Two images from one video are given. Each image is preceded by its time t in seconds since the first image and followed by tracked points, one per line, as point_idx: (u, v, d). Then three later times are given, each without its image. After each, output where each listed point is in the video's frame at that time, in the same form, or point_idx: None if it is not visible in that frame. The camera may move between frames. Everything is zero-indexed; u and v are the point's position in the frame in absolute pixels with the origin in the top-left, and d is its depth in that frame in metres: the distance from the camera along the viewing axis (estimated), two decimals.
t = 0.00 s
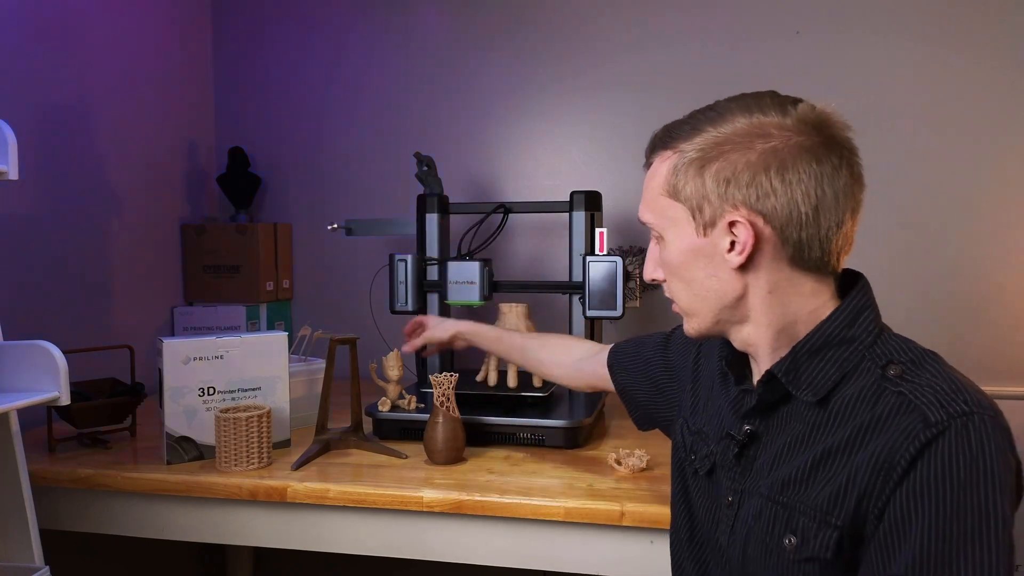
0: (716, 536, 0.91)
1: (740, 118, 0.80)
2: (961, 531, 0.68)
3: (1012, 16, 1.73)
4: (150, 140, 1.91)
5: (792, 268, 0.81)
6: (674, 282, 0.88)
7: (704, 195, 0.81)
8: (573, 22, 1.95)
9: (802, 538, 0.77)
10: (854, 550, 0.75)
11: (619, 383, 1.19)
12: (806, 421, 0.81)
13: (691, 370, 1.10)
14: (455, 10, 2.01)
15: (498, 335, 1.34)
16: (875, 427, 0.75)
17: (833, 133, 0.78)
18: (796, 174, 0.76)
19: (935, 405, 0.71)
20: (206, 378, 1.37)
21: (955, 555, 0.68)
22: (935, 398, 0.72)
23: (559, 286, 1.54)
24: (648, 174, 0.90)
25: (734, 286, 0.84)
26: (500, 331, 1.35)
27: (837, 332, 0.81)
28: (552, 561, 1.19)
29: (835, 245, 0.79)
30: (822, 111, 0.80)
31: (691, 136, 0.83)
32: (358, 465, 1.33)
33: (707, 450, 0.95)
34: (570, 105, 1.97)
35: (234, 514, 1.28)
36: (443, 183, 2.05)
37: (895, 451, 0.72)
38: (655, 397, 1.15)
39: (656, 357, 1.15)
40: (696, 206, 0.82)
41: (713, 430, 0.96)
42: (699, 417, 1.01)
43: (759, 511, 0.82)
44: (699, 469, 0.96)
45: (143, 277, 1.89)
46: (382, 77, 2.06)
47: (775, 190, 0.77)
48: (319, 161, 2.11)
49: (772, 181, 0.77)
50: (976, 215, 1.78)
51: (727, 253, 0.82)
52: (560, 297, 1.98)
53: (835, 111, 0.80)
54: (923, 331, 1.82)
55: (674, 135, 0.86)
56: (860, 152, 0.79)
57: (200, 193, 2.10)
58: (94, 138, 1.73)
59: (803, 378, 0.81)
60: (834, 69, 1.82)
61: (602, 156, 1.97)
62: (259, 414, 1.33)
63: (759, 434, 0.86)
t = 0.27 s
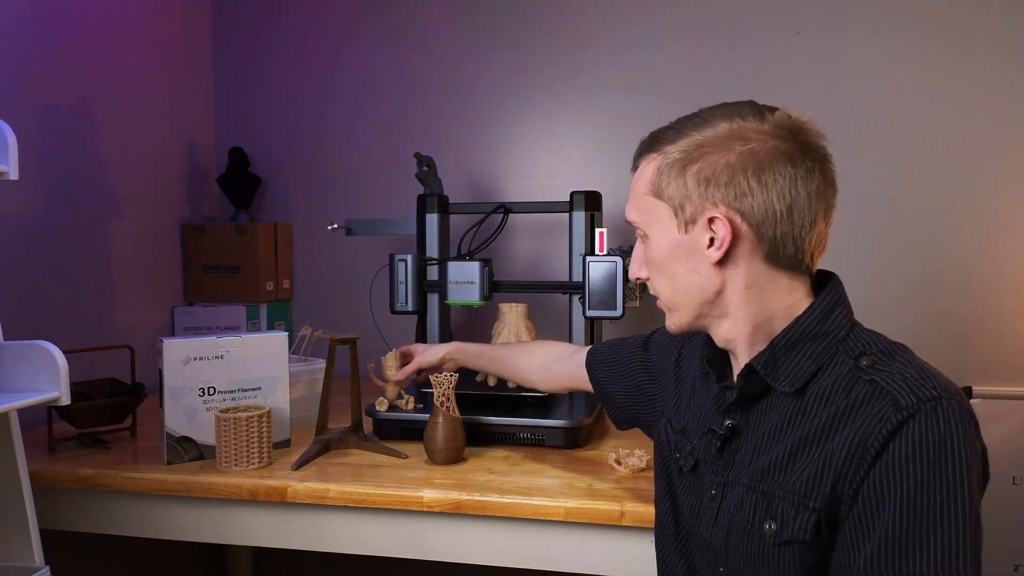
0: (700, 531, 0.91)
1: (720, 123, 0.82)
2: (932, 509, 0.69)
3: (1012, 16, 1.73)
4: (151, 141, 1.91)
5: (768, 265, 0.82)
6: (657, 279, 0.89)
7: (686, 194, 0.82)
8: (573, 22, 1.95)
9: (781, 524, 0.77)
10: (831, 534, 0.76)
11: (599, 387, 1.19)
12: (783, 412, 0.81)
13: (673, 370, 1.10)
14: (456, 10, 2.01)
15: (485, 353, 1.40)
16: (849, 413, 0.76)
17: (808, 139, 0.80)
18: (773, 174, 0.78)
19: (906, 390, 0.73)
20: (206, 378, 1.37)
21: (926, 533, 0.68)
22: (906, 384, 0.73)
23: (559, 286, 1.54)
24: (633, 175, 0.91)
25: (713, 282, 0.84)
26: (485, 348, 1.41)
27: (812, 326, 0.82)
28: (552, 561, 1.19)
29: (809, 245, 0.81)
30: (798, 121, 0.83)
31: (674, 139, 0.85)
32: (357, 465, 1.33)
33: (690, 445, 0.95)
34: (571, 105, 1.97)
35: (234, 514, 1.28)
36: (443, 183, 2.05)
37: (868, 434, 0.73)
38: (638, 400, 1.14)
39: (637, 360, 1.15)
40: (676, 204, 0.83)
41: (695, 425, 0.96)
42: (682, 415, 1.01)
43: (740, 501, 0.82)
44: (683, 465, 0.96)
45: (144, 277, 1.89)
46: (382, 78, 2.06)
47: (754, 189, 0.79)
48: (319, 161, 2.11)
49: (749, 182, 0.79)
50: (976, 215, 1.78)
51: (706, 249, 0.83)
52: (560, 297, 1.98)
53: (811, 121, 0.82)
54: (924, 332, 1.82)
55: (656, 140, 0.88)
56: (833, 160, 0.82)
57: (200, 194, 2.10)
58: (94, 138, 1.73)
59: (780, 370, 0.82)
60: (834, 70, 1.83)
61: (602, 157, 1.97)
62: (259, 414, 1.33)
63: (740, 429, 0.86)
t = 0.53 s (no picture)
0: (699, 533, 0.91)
1: (701, 133, 0.83)
2: (925, 504, 0.69)
3: (1012, 16, 1.73)
4: (151, 140, 1.91)
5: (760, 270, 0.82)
6: (649, 288, 0.89)
7: (672, 205, 0.83)
8: (573, 22, 1.95)
9: (778, 523, 0.77)
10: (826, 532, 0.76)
11: (597, 393, 1.18)
12: (777, 412, 0.82)
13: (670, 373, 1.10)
14: (456, 10, 2.01)
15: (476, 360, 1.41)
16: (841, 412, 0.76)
17: (789, 143, 0.80)
18: (757, 181, 0.79)
19: (896, 387, 0.73)
20: (206, 378, 1.37)
21: (919, 528, 0.69)
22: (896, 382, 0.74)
23: (559, 286, 1.54)
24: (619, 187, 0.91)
25: (704, 289, 0.84)
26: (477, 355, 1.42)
27: (803, 327, 0.82)
28: (552, 561, 1.19)
29: (797, 248, 0.81)
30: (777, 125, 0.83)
31: (657, 150, 0.85)
32: (357, 465, 1.33)
33: (687, 447, 0.96)
34: (571, 104, 1.97)
35: (234, 514, 1.28)
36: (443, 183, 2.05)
37: (860, 431, 0.73)
38: (637, 404, 1.15)
39: (633, 364, 1.15)
40: (663, 215, 0.84)
41: (692, 427, 0.97)
42: (679, 417, 1.02)
43: (737, 502, 0.83)
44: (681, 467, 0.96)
45: (144, 277, 1.89)
46: (382, 77, 2.06)
47: (740, 196, 0.79)
48: (319, 161, 2.11)
49: (734, 189, 0.79)
50: (976, 215, 1.78)
51: (696, 258, 0.83)
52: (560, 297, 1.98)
53: (790, 124, 0.83)
54: (924, 332, 1.82)
55: (638, 152, 0.88)
56: (815, 162, 0.82)
57: (200, 194, 2.10)
58: (94, 138, 1.73)
59: (773, 371, 0.82)
60: (834, 70, 1.83)
61: (602, 157, 1.97)
62: (259, 414, 1.33)
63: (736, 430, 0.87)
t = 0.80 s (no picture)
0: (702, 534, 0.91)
1: (715, 132, 0.81)
2: (936, 520, 0.68)
3: (1012, 16, 1.73)
4: (151, 140, 1.91)
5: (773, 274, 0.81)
6: (656, 291, 0.88)
7: (685, 206, 0.81)
8: (573, 22, 1.95)
9: (783, 532, 0.77)
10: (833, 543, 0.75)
11: (605, 384, 1.17)
12: (786, 419, 0.81)
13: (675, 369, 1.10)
14: (456, 10, 2.01)
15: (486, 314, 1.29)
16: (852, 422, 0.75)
17: (804, 143, 0.79)
18: (772, 184, 0.77)
19: (910, 399, 0.72)
20: (206, 378, 1.37)
21: (928, 544, 0.68)
22: (910, 393, 0.73)
23: (559, 286, 1.54)
24: (629, 185, 0.90)
25: (715, 293, 0.84)
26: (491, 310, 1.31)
27: (814, 332, 0.82)
28: (552, 560, 1.19)
29: (811, 252, 0.80)
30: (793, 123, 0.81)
31: (670, 148, 0.83)
32: (357, 465, 1.33)
33: (693, 448, 0.95)
34: (571, 104, 1.97)
35: (234, 514, 1.28)
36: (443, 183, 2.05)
37: (871, 444, 0.72)
38: (641, 398, 1.14)
39: (640, 358, 1.14)
40: (676, 217, 0.82)
41: (698, 427, 0.96)
42: (683, 415, 1.02)
43: (743, 507, 0.82)
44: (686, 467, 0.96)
45: (144, 277, 1.89)
46: (382, 77, 2.06)
47: (756, 200, 0.77)
48: (319, 161, 2.11)
49: (750, 192, 0.78)
50: (976, 215, 1.78)
51: (709, 262, 0.82)
52: (559, 297, 1.98)
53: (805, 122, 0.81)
54: (923, 332, 1.82)
55: (650, 150, 0.87)
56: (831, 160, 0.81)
57: (200, 193, 2.10)
58: (94, 138, 1.73)
59: (783, 377, 0.82)
60: (833, 69, 1.83)
61: (602, 157, 1.97)
62: (259, 414, 1.33)
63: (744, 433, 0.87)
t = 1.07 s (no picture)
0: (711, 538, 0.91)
1: (766, 120, 0.78)
2: (968, 537, 0.68)
3: (1012, 16, 1.73)
4: (150, 140, 1.91)
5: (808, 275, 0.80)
6: (682, 283, 0.85)
7: (734, 195, 0.78)
8: (572, 23, 1.95)
9: (807, 544, 0.77)
10: (858, 555, 0.75)
11: (600, 377, 1.15)
12: (810, 428, 0.80)
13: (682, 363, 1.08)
14: (456, 10, 2.01)
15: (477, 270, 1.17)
16: (882, 435, 0.74)
17: (854, 140, 0.77)
18: (826, 180, 0.75)
19: (945, 415, 0.71)
20: (206, 378, 1.37)
21: (960, 561, 0.68)
22: (944, 408, 0.72)
23: (559, 286, 1.54)
24: (663, 169, 0.85)
25: (751, 290, 0.81)
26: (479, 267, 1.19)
27: (842, 339, 0.81)
28: (552, 561, 1.19)
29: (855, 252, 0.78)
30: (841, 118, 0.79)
31: (717, 134, 0.80)
32: (357, 465, 1.33)
33: (704, 452, 0.94)
34: (571, 104, 1.97)
35: (234, 514, 1.28)
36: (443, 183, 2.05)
37: (905, 459, 0.72)
38: (643, 395, 1.12)
39: (642, 355, 1.12)
40: (720, 206, 0.79)
41: (708, 430, 0.95)
42: (691, 415, 1.00)
43: (762, 515, 0.82)
44: (696, 471, 0.94)
45: (144, 277, 1.89)
46: (382, 77, 2.06)
47: (809, 195, 0.75)
48: (319, 161, 2.11)
49: (803, 186, 0.75)
50: (976, 215, 1.78)
51: (750, 256, 0.79)
52: (559, 297, 1.98)
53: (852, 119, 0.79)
54: (922, 331, 1.83)
55: (690, 132, 0.83)
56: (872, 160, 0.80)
57: (200, 194, 2.10)
58: (94, 138, 1.73)
59: (809, 385, 0.80)
60: (833, 70, 1.83)
61: (601, 157, 1.97)
62: (259, 414, 1.33)
63: (761, 439, 0.85)
